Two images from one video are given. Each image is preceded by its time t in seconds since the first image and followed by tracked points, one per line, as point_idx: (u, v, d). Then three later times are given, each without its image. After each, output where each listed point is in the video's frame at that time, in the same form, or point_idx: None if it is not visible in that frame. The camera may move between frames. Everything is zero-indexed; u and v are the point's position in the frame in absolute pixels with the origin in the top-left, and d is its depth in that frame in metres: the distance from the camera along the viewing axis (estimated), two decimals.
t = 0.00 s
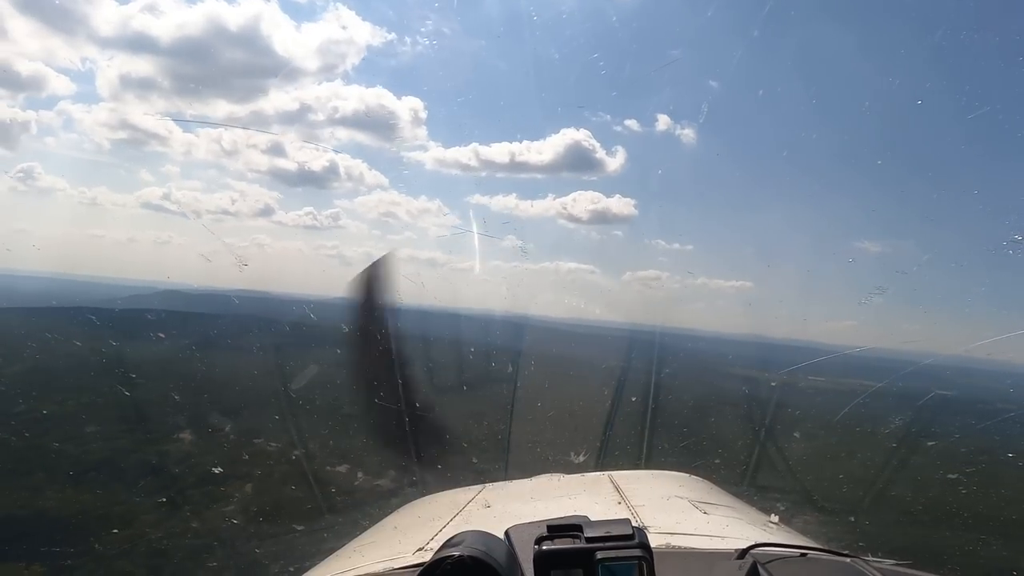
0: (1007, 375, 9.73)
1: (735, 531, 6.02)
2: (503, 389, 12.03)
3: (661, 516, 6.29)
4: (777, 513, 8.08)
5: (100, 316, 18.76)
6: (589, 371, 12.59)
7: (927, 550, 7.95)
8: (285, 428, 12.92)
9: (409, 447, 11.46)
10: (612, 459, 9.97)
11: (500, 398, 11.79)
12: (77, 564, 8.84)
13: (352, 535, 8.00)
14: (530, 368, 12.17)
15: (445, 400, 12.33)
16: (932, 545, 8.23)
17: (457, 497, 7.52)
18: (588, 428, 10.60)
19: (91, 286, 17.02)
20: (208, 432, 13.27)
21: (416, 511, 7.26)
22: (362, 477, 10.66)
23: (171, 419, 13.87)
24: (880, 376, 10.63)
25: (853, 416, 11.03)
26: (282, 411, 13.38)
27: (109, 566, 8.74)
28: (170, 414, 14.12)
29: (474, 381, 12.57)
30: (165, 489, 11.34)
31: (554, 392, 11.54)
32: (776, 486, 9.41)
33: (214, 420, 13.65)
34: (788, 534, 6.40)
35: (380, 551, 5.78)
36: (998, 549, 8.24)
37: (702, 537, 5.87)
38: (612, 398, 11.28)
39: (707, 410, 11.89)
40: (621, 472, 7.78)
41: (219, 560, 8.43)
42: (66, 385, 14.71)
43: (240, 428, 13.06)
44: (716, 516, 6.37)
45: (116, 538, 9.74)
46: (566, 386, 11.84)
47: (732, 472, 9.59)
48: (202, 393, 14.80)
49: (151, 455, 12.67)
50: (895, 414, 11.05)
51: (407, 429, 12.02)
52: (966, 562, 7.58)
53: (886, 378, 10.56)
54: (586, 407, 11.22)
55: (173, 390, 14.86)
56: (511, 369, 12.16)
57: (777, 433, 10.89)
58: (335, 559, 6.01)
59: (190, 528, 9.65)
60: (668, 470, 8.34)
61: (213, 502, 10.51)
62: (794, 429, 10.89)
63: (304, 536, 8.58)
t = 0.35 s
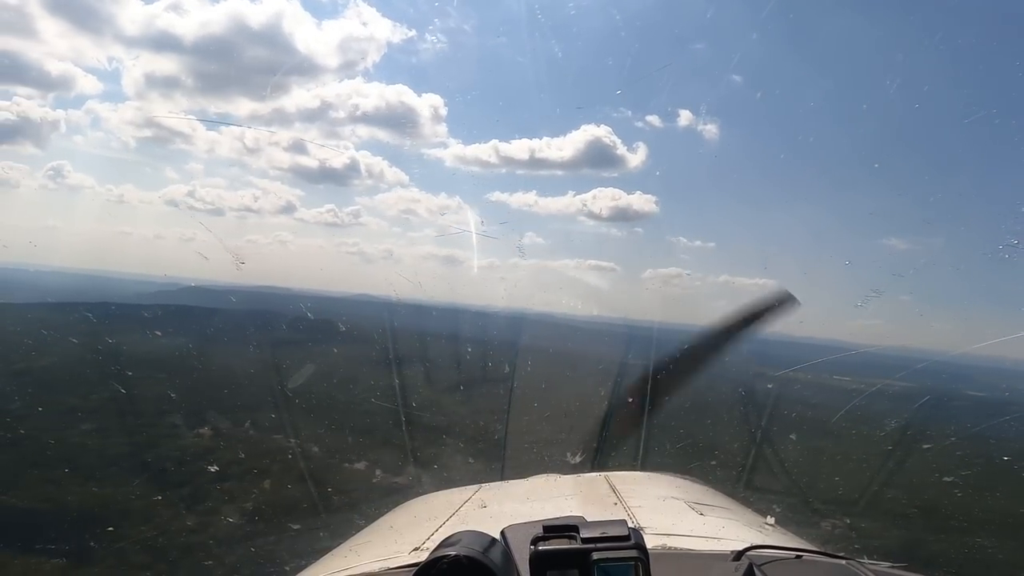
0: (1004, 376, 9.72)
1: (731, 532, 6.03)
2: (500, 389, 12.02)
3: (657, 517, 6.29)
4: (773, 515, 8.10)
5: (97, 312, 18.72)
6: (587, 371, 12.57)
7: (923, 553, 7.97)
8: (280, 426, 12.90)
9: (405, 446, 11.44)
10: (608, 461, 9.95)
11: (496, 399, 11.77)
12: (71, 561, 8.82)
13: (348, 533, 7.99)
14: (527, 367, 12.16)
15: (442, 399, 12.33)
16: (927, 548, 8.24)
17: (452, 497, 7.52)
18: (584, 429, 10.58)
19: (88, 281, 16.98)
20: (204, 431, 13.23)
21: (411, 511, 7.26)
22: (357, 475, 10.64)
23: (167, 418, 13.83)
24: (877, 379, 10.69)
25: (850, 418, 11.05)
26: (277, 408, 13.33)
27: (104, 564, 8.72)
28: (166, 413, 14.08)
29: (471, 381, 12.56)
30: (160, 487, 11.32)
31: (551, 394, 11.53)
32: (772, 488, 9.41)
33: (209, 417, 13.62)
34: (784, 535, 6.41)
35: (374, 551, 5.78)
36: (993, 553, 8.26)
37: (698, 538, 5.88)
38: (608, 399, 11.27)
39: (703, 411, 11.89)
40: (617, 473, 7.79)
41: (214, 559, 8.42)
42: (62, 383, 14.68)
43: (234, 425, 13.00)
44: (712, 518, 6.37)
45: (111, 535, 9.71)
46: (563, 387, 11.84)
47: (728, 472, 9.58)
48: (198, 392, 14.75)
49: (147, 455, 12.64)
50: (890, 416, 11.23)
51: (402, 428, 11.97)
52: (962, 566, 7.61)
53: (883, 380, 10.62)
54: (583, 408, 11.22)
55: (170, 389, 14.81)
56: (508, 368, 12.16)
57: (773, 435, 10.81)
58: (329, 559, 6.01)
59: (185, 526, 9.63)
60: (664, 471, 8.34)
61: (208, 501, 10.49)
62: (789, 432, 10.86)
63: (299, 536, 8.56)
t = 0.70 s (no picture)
0: (1006, 375, 9.68)
1: (732, 532, 6.03)
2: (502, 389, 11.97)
3: (658, 516, 6.29)
4: (774, 515, 8.08)
5: (98, 310, 18.67)
6: (589, 371, 12.52)
7: (924, 552, 7.96)
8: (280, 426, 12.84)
9: (406, 446, 11.42)
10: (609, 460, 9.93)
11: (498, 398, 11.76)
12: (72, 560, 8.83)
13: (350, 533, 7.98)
14: (528, 366, 12.18)
15: (444, 398, 12.34)
16: (928, 547, 8.23)
17: (454, 496, 7.51)
18: (586, 429, 10.57)
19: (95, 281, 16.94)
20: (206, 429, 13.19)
21: (413, 510, 7.26)
22: (359, 475, 10.62)
23: (169, 418, 13.81)
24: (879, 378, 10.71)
25: (852, 416, 11.06)
26: (277, 405, 13.26)
27: (106, 565, 8.74)
28: (169, 412, 14.05)
29: (472, 381, 12.56)
30: (161, 485, 11.28)
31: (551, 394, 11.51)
32: (774, 487, 9.40)
33: (210, 415, 13.61)
34: (785, 534, 6.40)
35: (376, 549, 5.78)
36: (995, 552, 8.25)
37: (699, 537, 5.88)
38: (610, 399, 11.26)
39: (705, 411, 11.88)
40: (619, 471, 7.78)
41: (216, 558, 8.42)
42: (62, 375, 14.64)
43: (234, 422, 12.98)
44: (713, 517, 6.37)
45: (112, 536, 9.70)
46: (564, 387, 11.83)
47: (729, 471, 9.56)
48: (201, 393, 14.74)
49: (148, 451, 12.59)
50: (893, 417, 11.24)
51: (403, 427, 11.96)
52: (964, 565, 7.61)
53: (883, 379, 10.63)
54: (584, 408, 11.20)
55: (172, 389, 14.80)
56: (509, 368, 12.16)
57: (775, 435, 10.67)
58: (330, 557, 6.02)
59: (187, 527, 9.63)
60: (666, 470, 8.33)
61: (211, 500, 10.49)
62: (791, 430, 10.77)
63: (301, 535, 8.56)
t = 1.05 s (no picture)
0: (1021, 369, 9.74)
1: (742, 524, 6.03)
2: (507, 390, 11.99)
3: (667, 511, 6.29)
4: (784, 506, 8.07)
5: (102, 309, 18.66)
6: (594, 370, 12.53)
7: (934, 538, 7.96)
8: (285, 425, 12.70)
9: (414, 447, 11.40)
10: (616, 457, 9.93)
11: (504, 397, 11.76)
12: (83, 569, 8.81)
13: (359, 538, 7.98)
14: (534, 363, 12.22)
15: (449, 400, 12.36)
16: (938, 535, 8.23)
17: (463, 497, 7.51)
18: (593, 425, 10.57)
19: (95, 283, 16.90)
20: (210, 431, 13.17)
21: (422, 512, 7.25)
22: (367, 475, 10.60)
23: (174, 415, 13.77)
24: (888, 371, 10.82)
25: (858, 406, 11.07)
26: (282, 409, 13.27)
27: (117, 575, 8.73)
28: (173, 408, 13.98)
29: (478, 381, 12.58)
30: (168, 492, 11.10)
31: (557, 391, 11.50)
32: (782, 479, 9.38)
33: (214, 417, 13.57)
34: (796, 526, 6.40)
35: (387, 552, 5.78)
36: (1004, 539, 8.25)
37: (710, 531, 5.88)
38: (616, 392, 11.24)
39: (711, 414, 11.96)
40: (626, 467, 7.77)
41: (227, 565, 8.42)
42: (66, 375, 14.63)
43: (240, 426, 12.97)
44: (723, 510, 6.37)
45: (121, 546, 9.52)
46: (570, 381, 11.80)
47: (736, 462, 9.54)
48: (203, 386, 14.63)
49: (153, 454, 12.51)
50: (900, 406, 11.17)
51: (409, 428, 11.96)
52: (976, 551, 7.60)
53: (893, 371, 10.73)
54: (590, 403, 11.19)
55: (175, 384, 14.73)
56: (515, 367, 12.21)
57: (783, 421, 10.53)
58: (340, 562, 6.02)
59: (197, 533, 9.60)
60: (674, 466, 8.33)
61: (220, 507, 10.45)
62: (798, 420, 10.69)
63: (311, 540, 8.55)
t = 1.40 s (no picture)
0: None
1: (744, 522, 6.03)
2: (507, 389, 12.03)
3: (669, 510, 6.30)
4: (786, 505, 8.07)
5: (103, 307, 18.65)
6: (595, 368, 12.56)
7: (937, 535, 7.97)
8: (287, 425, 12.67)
9: (416, 447, 11.38)
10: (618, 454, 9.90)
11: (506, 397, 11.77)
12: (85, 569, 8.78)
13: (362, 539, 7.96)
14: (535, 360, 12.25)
15: (450, 400, 12.37)
16: (944, 531, 8.22)
17: (465, 497, 7.51)
18: (594, 425, 10.58)
19: (95, 283, 16.87)
20: (212, 432, 13.14)
21: (425, 513, 7.25)
22: (370, 477, 10.59)
23: (175, 415, 13.75)
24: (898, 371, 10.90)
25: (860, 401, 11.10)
26: (283, 405, 13.23)
27: None
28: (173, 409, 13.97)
29: (479, 379, 12.59)
30: (170, 493, 11.09)
31: (557, 391, 11.50)
32: (784, 476, 9.38)
33: (216, 417, 13.55)
34: (799, 523, 6.41)
35: (388, 554, 5.77)
36: (1007, 535, 8.26)
37: (712, 529, 5.89)
38: (617, 391, 11.26)
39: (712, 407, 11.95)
40: (629, 467, 7.76)
41: (230, 568, 8.40)
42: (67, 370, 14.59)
43: (243, 426, 12.94)
44: (726, 508, 6.37)
45: (124, 548, 9.54)
46: (572, 380, 11.82)
47: (737, 463, 9.54)
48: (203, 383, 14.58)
49: (155, 455, 12.48)
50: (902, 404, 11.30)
51: (412, 429, 11.95)
52: (979, 547, 7.61)
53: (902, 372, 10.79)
54: (591, 400, 11.19)
55: (175, 383, 14.71)
56: (515, 366, 12.24)
57: (783, 425, 10.61)
58: (341, 564, 6.01)
59: (200, 536, 9.58)
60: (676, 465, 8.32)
61: (223, 509, 10.42)
62: (799, 417, 10.85)
63: (313, 542, 8.54)
